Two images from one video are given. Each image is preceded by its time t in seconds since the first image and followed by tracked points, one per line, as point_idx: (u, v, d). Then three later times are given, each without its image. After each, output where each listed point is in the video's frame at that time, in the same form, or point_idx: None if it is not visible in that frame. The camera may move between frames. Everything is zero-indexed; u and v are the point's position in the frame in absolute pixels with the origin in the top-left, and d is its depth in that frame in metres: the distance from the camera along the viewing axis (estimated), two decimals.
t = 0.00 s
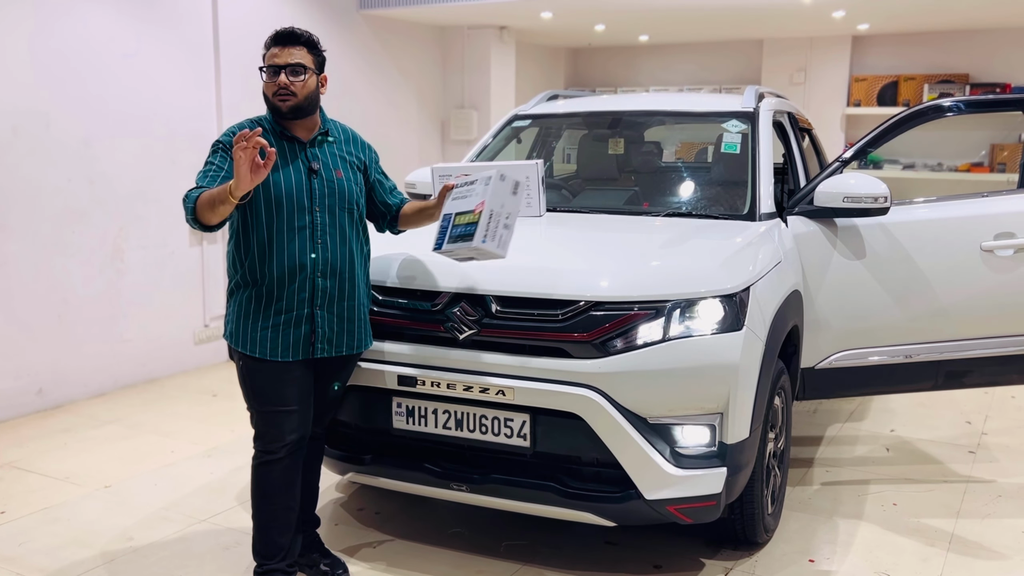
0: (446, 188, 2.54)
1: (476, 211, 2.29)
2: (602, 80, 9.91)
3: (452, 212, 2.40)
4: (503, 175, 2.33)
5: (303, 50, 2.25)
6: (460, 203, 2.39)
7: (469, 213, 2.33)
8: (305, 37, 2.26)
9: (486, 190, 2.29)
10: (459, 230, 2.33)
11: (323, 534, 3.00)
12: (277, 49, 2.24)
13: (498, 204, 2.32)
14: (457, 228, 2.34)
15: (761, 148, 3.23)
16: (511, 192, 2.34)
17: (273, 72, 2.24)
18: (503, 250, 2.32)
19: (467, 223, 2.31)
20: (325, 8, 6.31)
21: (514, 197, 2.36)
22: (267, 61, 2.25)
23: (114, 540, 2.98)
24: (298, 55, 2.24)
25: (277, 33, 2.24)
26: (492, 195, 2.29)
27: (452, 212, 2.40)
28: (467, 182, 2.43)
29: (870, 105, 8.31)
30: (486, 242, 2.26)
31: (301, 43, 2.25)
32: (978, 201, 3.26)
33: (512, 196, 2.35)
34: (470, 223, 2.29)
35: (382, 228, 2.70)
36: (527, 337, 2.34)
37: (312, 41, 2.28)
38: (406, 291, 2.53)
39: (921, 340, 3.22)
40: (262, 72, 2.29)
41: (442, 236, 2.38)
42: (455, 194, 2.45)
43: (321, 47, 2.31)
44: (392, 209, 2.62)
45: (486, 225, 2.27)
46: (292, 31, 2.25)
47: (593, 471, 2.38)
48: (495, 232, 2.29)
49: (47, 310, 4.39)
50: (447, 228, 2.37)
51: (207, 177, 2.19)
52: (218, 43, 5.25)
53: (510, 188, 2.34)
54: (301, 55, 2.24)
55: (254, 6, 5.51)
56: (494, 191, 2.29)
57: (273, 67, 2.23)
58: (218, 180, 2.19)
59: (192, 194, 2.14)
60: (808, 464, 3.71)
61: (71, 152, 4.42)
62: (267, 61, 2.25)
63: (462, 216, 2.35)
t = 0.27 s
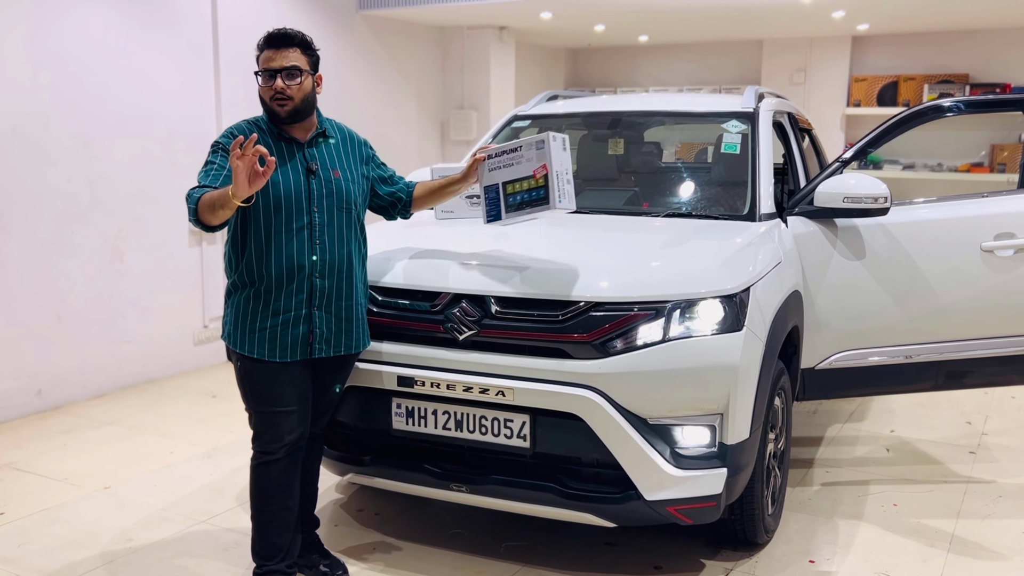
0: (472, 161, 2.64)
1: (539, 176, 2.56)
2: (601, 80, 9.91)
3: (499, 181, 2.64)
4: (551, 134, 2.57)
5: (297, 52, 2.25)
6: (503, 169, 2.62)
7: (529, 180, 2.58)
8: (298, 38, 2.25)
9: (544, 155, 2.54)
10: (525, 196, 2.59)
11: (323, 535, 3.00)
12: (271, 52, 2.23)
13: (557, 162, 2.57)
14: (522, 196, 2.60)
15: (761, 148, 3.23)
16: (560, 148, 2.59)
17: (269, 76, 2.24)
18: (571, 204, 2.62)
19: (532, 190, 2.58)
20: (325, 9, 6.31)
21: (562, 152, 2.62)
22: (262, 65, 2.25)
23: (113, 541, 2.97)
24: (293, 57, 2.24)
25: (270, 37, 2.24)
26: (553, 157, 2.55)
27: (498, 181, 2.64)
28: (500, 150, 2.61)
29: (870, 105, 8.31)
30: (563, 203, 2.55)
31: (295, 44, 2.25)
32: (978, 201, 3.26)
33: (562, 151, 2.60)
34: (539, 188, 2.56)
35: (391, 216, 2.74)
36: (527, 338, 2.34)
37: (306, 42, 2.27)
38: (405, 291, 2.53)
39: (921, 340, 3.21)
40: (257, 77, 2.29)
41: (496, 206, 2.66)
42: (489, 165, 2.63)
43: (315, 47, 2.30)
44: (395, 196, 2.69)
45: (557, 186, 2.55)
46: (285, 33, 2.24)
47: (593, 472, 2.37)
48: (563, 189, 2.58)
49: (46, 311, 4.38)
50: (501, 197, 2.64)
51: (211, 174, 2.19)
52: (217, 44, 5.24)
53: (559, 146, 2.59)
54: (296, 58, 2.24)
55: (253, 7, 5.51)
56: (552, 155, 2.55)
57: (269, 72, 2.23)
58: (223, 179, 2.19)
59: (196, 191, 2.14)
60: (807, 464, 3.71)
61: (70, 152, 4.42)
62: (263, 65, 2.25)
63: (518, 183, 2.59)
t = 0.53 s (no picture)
0: (494, 156, 2.73)
1: (569, 171, 2.72)
2: (601, 81, 9.91)
3: (523, 175, 2.76)
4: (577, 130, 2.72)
5: (295, 54, 2.24)
6: (527, 164, 2.75)
7: (558, 174, 2.72)
8: (295, 39, 2.25)
9: (575, 150, 2.71)
10: (555, 189, 2.73)
11: (322, 536, 3.00)
12: (268, 55, 2.23)
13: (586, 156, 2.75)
14: (551, 189, 2.74)
15: (761, 148, 3.22)
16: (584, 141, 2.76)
17: (267, 79, 2.24)
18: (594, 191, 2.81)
19: (562, 183, 2.73)
20: (324, 9, 6.31)
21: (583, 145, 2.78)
22: (259, 69, 2.24)
23: (113, 542, 2.97)
24: (290, 59, 2.23)
25: (266, 40, 2.24)
26: (584, 152, 2.72)
27: (523, 175, 2.76)
28: (522, 146, 2.72)
29: (869, 106, 8.31)
30: (593, 194, 2.75)
31: (292, 46, 2.24)
32: (979, 202, 3.26)
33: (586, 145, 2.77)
34: (571, 181, 2.72)
35: (395, 208, 2.72)
36: (527, 338, 2.34)
37: (302, 43, 2.27)
38: (405, 292, 2.53)
39: (921, 340, 3.21)
40: (254, 80, 2.29)
41: (521, 200, 2.77)
42: (512, 160, 2.74)
43: (312, 48, 2.30)
44: (397, 187, 2.67)
45: (589, 179, 2.73)
46: (282, 35, 2.24)
47: (593, 472, 2.37)
48: (590, 180, 2.76)
49: (46, 311, 4.38)
50: (525, 190, 2.76)
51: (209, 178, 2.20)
52: (217, 45, 5.24)
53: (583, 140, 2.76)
54: (293, 60, 2.24)
55: (253, 7, 5.51)
56: (582, 151, 2.72)
57: (266, 75, 2.23)
58: (217, 186, 2.19)
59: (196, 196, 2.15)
60: (808, 464, 3.70)
61: (70, 153, 4.42)
62: (260, 68, 2.24)
63: (546, 176, 2.74)
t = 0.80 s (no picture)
0: (504, 164, 2.78)
1: (579, 184, 2.83)
2: (601, 81, 9.92)
3: (532, 185, 2.84)
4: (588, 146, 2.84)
5: (300, 57, 2.24)
6: (538, 175, 2.84)
7: (568, 186, 2.83)
8: (300, 42, 2.25)
9: (586, 164, 2.83)
10: (563, 201, 2.84)
11: (322, 536, 3.00)
12: (273, 57, 2.23)
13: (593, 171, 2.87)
14: (559, 200, 2.84)
15: (761, 149, 3.23)
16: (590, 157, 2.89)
17: (272, 81, 2.24)
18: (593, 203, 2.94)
19: (571, 196, 2.84)
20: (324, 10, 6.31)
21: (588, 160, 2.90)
22: (263, 71, 2.24)
23: (113, 542, 2.97)
24: (295, 63, 2.23)
25: (272, 41, 2.23)
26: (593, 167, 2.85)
27: (533, 185, 2.85)
28: (535, 157, 2.81)
29: (869, 106, 8.31)
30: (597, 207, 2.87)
31: (297, 49, 2.24)
32: (978, 202, 3.26)
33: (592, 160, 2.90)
34: (580, 194, 2.83)
35: (398, 206, 2.73)
36: (528, 339, 2.34)
37: (307, 46, 2.27)
38: (405, 292, 2.53)
39: (920, 340, 3.21)
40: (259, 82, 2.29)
41: (529, 208, 2.86)
42: (523, 169, 2.83)
43: (316, 50, 2.30)
44: (398, 186, 2.68)
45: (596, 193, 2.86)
46: (287, 37, 2.23)
47: (593, 472, 2.37)
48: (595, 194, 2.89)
49: (46, 312, 4.38)
50: (534, 200, 2.85)
51: (203, 188, 2.18)
52: (216, 45, 5.24)
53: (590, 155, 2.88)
54: (298, 63, 2.24)
55: (253, 8, 5.51)
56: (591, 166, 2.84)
57: (271, 77, 2.23)
58: (216, 195, 2.18)
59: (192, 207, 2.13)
60: (808, 464, 3.71)
61: (70, 153, 4.42)
62: (264, 69, 2.24)
63: (556, 188, 2.84)
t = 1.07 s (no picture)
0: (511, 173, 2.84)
1: (585, 198, 2.83)
2: (601, 82, 9.92)
3: (538, 197, 2.85)
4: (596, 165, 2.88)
5: (295, 48, 2.25)
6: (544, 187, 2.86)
7: (573, 200, 2.83)
8: (294, 35, 2.26)
9: (591, 179, 2.84)
10: (569, 214, 2.84)
11: (322, 536, 3.00)
12: (268, 49, 2.24)
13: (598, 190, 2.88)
14: (564, 212, 2.84)
15: (761, 149, 3.23)
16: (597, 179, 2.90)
17: (268, 73, 2.25)
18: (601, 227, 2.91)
19: (576, 210, 2.84)
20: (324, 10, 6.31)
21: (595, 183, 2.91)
22: (259, 63, 2.25)
23: (113, 542, 2.97)
24: (291, 54, 2.24)
25: (267, 35, 2.25)
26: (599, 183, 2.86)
27: (538, 197, 2.85)
28: (543, 169, 2.86)
29: (869, 106, 8.31)
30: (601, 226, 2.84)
31: (292, 41, 2.26)
32: (978, 202, 3.26)
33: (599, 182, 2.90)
34: (585, 208, 2.83)
35: (400, 205, 2.72)
36: (528, 338, 2.34)
37: (301, 39, 2.28)
38: (405, 292, 2.53)
39: (920, 340, 3.21)
40: (255, 75, 2.30)
41: (534, 219, 2.85)
42: (530, 179, 2.86)
43: (311, 43, 2.31)
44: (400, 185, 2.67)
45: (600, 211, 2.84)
46: (281, 30, 2.25)
47: (593, 473, 2.38)
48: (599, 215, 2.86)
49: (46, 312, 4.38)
50: (539, 212, 2.85)
51: (208, 190, 2.18)
52: (216, 46, 5.24)
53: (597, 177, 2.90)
54: (294, 54, 2.25)
55: (253, 9, 5.52)
56: (598, 183, 2.85)
57: (267, 69, 2.24)
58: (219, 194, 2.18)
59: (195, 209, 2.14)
60: (808, 465, 3.70)
61: (70, 154, 4.42)
62: (261, 63, 2.25)
63: (562, 201, 2.84)
